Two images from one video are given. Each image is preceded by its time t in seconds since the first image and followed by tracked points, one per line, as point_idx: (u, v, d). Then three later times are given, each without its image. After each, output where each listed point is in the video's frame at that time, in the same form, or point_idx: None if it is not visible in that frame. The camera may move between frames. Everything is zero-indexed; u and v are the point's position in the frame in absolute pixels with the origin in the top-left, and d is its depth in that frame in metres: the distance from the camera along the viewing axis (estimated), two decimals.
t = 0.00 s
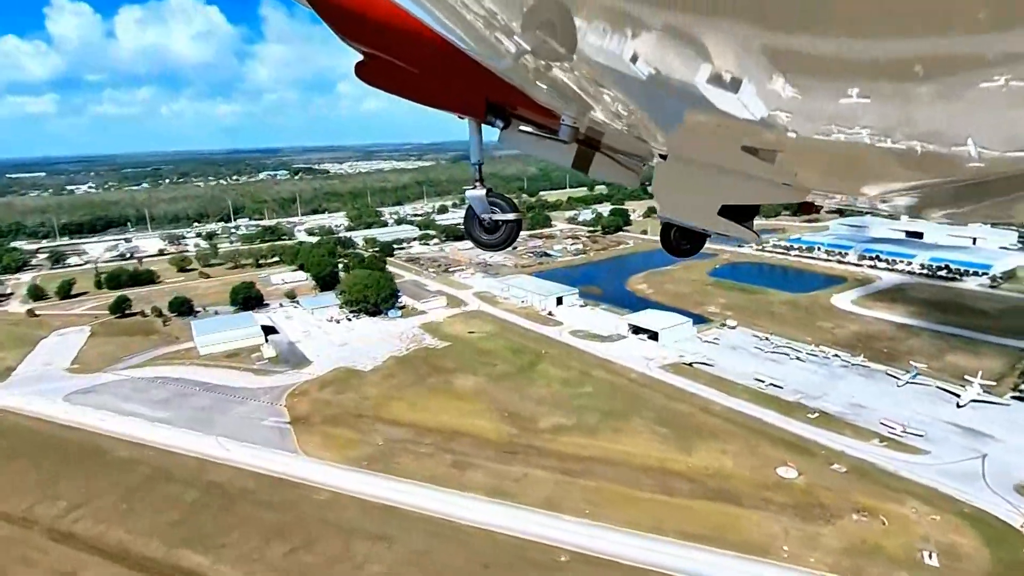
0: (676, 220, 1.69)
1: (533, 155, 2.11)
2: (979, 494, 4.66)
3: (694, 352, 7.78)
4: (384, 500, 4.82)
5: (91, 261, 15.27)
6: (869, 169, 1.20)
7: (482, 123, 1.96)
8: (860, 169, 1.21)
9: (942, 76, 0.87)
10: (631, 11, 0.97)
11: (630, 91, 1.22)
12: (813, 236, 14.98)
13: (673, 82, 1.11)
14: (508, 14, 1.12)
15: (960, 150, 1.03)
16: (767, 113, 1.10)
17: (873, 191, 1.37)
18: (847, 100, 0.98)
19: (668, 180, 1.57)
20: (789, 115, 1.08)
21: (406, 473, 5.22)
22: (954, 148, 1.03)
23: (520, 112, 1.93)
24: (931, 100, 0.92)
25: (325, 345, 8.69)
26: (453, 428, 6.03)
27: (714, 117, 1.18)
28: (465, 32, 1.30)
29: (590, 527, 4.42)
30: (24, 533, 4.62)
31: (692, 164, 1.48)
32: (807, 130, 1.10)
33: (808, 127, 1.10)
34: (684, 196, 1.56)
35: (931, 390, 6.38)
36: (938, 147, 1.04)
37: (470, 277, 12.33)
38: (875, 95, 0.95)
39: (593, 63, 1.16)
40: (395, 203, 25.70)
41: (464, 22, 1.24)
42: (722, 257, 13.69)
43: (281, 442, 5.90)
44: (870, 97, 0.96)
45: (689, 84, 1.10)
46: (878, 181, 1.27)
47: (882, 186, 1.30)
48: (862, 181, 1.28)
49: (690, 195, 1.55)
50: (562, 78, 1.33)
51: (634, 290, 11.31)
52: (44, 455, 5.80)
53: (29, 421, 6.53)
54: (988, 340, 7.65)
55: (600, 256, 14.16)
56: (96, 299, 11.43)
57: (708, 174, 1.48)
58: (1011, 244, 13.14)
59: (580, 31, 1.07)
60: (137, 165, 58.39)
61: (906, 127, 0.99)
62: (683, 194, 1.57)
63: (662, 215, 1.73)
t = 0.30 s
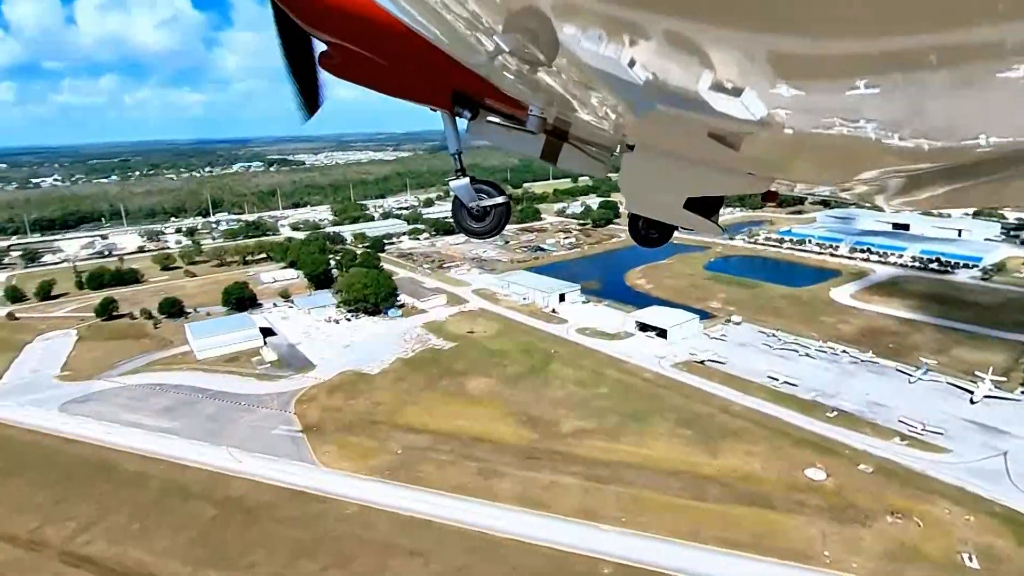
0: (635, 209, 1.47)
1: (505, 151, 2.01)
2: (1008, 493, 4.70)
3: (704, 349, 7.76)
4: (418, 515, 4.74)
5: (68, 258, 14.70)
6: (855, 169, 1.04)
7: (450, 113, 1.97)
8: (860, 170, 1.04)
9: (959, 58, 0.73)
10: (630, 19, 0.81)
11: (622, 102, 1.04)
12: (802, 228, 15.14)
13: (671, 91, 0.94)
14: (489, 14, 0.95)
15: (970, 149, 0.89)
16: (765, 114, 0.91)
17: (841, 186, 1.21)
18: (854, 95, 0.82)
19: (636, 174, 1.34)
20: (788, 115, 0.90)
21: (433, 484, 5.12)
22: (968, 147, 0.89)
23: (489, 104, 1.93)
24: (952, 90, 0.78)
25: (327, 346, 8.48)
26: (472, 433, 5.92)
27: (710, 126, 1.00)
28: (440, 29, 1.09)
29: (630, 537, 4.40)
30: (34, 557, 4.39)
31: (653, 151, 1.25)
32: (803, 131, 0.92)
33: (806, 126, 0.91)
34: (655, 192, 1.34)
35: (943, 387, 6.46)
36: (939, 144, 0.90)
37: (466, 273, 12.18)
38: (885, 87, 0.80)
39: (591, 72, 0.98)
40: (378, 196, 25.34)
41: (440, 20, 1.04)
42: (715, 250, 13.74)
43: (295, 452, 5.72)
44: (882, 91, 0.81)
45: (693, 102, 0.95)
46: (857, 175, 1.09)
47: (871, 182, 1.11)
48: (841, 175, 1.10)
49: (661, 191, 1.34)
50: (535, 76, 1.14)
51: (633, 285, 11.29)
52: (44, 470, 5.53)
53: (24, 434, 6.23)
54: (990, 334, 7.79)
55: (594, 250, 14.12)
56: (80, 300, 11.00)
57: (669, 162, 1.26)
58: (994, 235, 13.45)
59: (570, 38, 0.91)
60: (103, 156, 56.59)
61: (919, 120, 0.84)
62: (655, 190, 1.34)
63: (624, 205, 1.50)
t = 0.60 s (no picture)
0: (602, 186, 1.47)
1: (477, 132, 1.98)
2: None
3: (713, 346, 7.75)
4: (450, 525, 4.64)
5: (43, 257, 14.11)
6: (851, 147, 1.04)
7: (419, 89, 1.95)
8: (865, 140, 1.01)
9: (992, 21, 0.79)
10: None
11: (624, 86, 1.06)
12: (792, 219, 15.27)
13: (677, 73, 0.96)
14: None
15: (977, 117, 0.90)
16: (772, 87, 0.92)
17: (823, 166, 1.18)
18: (872, 58, 0.85)
19: (605, 154, 1.36)
20: (798, 85, 0.90)
21: (460, 492, 5.01)
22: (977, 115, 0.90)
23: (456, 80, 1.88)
24: (971, 56, 0.82)
25: (329, 348, 8.27)
26: (492, 437, 5.83)
27: (702, 107, 1.01)
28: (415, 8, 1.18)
29: (670, 544, 4.35)
30: None
31: (631, 132, 1.26)
32: (811, 102, 0.92)
33: (816, 97, 0.91)
34: (624, 175, 1.36)
35: (953, 381, 6.57)
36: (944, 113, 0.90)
37: (462, 269, 12.02)
38: (909, 45, 0.83)
39: (585, 53, 1.01)
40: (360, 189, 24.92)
41: None
42: (708, 242, 13.79)
43: (312, 461, 5.55)
44: (903, 49, 0.84)
45: (699, 81, 0.96)
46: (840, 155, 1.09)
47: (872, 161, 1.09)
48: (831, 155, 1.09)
49: (628, 172, 1.35)
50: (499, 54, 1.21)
51: (631, 279, 11.26)
52: (48, 485, 5.28)
53: (21, 447, 5.94)
54: (990, 327, 7.94)
55: (588, 244, 14.07)
56: (62, 302, 10.55)
57: (650, 147, 1.26)
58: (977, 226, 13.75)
59: (567, 14, 0.95)
60: (66, 146, 54.65)
61: (938, 86, 0.86)
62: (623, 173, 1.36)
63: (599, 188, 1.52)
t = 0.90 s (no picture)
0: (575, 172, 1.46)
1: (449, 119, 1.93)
2: None
3: (723, 342, 7.78)
4: (485, 533, 4.58)
5: (18, 256, 13.53)
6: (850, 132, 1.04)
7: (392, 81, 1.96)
8: (863, 125, 1.02)
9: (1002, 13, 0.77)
10: None
11: (610, 79, 1.12)
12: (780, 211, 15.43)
13: (677, 69, 0.99)
14: None
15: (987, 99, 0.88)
16: (776, 75, 0.93)
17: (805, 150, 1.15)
18: (884, 45, 0.83)
19: (579, 140, 1.37)
20: (803, 72, 0.91)
21: (492, 499, 4.95)
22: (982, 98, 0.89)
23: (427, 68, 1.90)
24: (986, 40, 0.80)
25: (334, 349, 8.10)
26: (515, 440, 5.78)
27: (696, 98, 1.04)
28: None
29: (709, 546, 4.34)
30: None
31: (615, 124, 1.27)
32: (817, 91, 0.94)
33: (820, 86, 0.93)
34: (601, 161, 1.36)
35: (962, 374, 6.70)
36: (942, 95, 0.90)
37: (459, 265, 11.89)
38: (921, 33, 0.81)
39: (583, 50, 1.06)
40: (342, 182, 24.49)
41: None
42: (700, 235, 13.86)
43: (333, 468, 5.44)
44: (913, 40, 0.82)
45: (699, 75, 0.99)
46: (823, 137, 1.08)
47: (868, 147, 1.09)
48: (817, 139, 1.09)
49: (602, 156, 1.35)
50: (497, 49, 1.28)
51: (630, 273, 11.26)
52: (58, 501, 5.07)
53: (23, 460, 5.68)
54: (988, 319, 8.13)
55: (582, 238, 14.03)
56: (47, 305, 10.14)
57: (631, 136, 1.28)
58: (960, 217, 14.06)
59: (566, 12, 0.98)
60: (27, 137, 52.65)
61: (944, 79, 0.86)
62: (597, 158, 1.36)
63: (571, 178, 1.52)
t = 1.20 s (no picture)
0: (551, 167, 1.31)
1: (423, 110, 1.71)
2: None
3: (731, 338, 7.81)
4: (521, 540, 4.52)
5: None
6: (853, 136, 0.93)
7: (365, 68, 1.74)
8: (860, 111, 0.90)
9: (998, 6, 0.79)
10: None
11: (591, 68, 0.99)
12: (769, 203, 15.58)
13: (675, 64, 0.91)
14: None
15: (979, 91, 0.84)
16: (781, 64, 0.86)
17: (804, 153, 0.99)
18: (897, 35, 0.82)
19: (552, 134, 1.20)
20: (811, 61, 0.85)
21: (522, 504, 4.90)
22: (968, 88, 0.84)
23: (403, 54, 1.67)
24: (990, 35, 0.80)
25: (341, 350, 7.94)
26: (538, 443, 5.73)
27: (686, 95, 0.95)
28: None
29: (746, 546, 4.36)
30: None
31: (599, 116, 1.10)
32: (821, 85, 0.87)
33: (826, 78, 0.87)
34: (579, 162, 1.22)
35: (967, 366, 6.86)
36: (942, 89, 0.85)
37: (456, 261, 11.77)
38: (937, 24, 0.81)
39: (577, 46, 0.97)
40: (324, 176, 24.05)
41: None
42: (693, 228, 13.93)
43: (356, 476, 5.34)
44: (933, 34, 0.81)
45: (699, 68, 0.90)
46: (824, 134, 0.94)
47: (872, 151, 0.95)
48: (816, 145, 0.96)
49: (577, 152, 1.19)
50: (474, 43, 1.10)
51: (629, 268, 11.26)
52: (71, 519, 4.87)
53: (28, 474, 5.46)
54: (985, 311, 8.31)
55: (576, 232, 13.99)
56: (32, 309, 9.75)
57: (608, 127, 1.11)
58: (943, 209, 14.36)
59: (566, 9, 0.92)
60: None
61: (952, 66, 0.83)
62: (575, 159, 1.21)
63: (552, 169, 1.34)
